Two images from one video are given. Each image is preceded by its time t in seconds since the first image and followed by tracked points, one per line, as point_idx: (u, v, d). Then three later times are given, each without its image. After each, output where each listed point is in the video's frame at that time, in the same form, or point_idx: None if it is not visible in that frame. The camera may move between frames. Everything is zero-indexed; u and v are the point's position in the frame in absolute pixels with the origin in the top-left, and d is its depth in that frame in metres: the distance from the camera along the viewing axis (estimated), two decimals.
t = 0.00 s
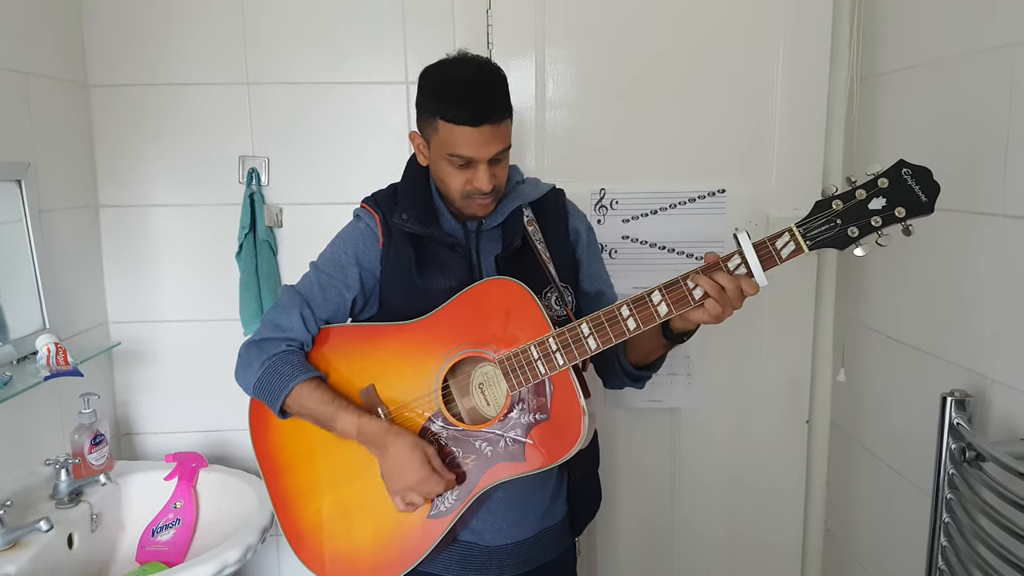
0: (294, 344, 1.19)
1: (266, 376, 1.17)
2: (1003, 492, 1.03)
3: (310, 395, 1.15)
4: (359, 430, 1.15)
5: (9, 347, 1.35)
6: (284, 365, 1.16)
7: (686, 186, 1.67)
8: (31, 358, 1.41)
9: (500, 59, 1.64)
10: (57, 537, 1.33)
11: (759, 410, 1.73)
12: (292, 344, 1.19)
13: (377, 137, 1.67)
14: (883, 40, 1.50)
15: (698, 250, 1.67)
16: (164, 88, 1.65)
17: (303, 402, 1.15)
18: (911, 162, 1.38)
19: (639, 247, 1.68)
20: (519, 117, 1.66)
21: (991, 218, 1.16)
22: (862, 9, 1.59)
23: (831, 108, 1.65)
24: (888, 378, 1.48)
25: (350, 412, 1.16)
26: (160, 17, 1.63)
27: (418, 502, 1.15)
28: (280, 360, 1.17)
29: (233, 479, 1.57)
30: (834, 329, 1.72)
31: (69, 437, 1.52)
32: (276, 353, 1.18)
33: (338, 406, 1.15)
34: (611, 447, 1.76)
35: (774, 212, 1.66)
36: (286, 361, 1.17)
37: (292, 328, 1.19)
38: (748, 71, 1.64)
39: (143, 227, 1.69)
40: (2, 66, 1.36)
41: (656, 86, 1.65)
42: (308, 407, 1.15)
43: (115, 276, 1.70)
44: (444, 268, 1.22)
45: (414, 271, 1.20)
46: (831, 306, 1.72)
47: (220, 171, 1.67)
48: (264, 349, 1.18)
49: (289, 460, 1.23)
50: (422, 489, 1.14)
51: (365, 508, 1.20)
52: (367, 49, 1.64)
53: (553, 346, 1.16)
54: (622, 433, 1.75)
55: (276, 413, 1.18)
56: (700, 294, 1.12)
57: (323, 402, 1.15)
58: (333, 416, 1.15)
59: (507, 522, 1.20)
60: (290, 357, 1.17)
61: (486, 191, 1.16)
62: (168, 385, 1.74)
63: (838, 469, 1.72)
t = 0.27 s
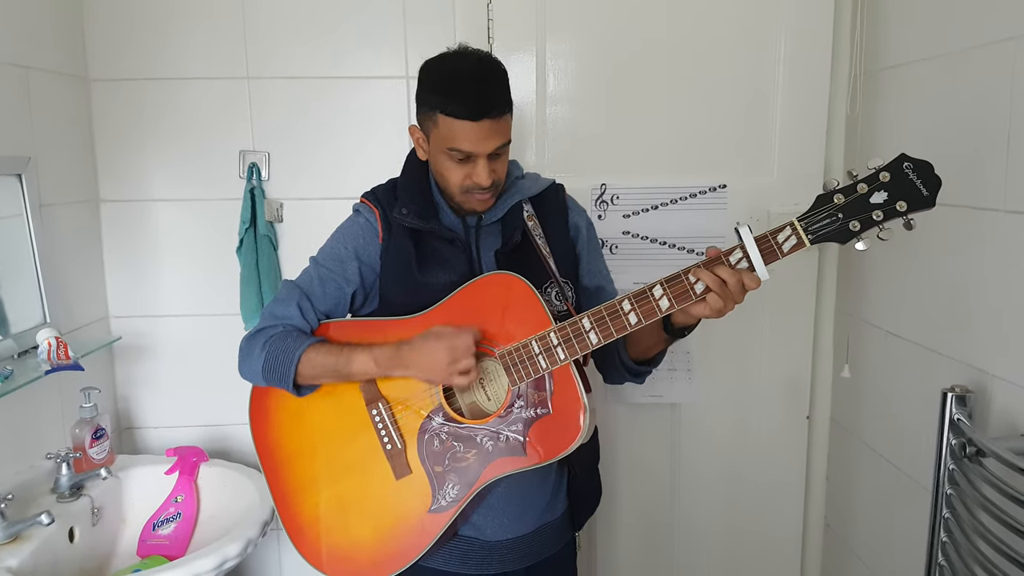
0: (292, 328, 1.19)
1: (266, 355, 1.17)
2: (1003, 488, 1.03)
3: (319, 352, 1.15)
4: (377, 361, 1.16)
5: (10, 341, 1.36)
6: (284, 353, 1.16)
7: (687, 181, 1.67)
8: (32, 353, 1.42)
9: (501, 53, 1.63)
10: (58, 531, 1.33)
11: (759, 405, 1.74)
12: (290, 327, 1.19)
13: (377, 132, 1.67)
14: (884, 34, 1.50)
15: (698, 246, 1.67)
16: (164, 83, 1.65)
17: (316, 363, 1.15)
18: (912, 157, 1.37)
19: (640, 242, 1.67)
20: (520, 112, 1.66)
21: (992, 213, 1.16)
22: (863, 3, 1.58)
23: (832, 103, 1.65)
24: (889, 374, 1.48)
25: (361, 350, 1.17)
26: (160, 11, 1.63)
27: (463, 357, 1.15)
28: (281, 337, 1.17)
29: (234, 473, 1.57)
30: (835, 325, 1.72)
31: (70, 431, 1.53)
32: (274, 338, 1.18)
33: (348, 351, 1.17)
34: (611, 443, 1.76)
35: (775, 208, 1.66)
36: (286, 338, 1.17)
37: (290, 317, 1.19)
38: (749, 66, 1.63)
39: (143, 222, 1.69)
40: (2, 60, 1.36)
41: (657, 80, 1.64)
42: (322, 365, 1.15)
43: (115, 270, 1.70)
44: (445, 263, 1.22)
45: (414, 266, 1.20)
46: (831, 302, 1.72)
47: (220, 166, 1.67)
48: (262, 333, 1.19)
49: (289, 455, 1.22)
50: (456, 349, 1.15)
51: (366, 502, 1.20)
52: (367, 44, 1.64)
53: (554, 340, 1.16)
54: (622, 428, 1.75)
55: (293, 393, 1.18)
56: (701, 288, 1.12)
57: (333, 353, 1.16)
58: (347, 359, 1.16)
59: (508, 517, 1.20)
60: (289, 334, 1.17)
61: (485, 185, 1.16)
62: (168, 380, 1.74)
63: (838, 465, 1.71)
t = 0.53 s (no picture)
0: (294, 335, 1.19)
1: (266, 361, 1.16)
2: (1002, 484, 1.03)
3: (313, 379, 1.14)
4: (364, 409, 1.15)
5: (8, 340, 1.35)
6: (284, 355, 1.16)
7: (686, 178, 1.67)
8: (31, 351, 1.42)
9: (500, 50, 1.63)
10: (57, 529, 1.33)
11: (759, 402, 1.74)
12: (293, 333, 1.19)
13: (376, 129, 1.67)
14: (883, 30, 1.50)
15: (698, 242, 1.67)
16: (163, 80, 1.65)
17: (306, 388, 1.15)
18: (911, 153, 1.37)
19: (639, 239, 1.67)
20: (519, 108, 1.65)
21: (991, 209, 1.16)
22: None
23: (831, 99, 1.65)
24: (888, 370, 1.48)
25: (354, 392, 1.16)
26: (158, 8, 1.63)
27: (430, 478, 1.14)
28: (281, 348, 1.16)
29: (233, 471, 1.57)
30: (834, 321, 1.72)
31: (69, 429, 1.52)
32: (276, 343, 1.18)
33: (341, 389, 1.15)
34: (610, 439, 1.76)
35: (775, 204, 1.66)
36: (287, 349, 1.16)
37: (291, 319, 1.19)
38: (748, 62, 1.63)
39: (142, 220, 1.69)
40: None
41: (656, 77, 1.64)
42: (310, 393, 1.15)
43: (114, 268, 1.70)
44: (445, 260, 1.22)
45: (414, 263, 1.20)
46: (831, 298, 1.72)
47: (219, 163, 1.67)
48: (264, 340, 1.18)
49: (289, 453, 1.22)
50: (434, 463, 1.13)
51: (365, 501, 1.20)
52: (366, 40, 1.63)
53: (555, 337, 1.16)
54: (622, 425, 1.75)
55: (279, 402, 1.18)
56: (702, 285, 1.12)
57: (327, 387, 1.15)
58: (337, 398, 1.15)
59: (507, 515, 1.20)
60: (290, 346, 1.17)
61: (487, 181, 1.16)
62: (168, 378, 1.74)
63: (837, 461, 1.71)
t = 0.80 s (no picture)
0: (290, 327, 1.19)
1: (265, 360, 1.16)
2: (1003, 483, 1.03)
3: (320, 352, 1.15)
4: (377, 360, 1.16)
5: (8, 341, 1.35)
6: (282, 353, 1.16)
7: (685, 177, 1.67)
8: (31, 352, 1.42)
9: (499, 50, 1.63)
10: (57, 530, 1.33)
11: (759, 401, 1.73)
12: (289, 327, 1.19)
13: (376, 129, 1.67)
14: (883, 29, 1.50)
15: (698, 242, 1.67)
16: (163, 80, 1.65)
17: (315, 363, 1.15)
18: (911, 152, 1.37)
19: (639, 238, 1.67)
20: (519, 108, 1.65)
21: (991, 208, 1.16)
22: None
23: (830, 98, 1.65)
24: (888, 368, 1.48)
25: (363, 351, 1.17)
26: (158, 9, 1.63)
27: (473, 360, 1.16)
28: (280, 337, 1.17)
29: (233, 471, 1.57)
30: (834, 320, 1.71)
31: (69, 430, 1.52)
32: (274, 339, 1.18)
33: (347, 352, 1.16)
34: (611, 439, 1.76)
35: (774, 203, 1.66)
36: (286, 337, 1.17)
37: (288, 315, 1.19)
38: (748, 61, 1.63)
39: (142, 221, 1.69)
40: None
41: (655, 76, 1.64)
42: (322, 366, 1.15)
43: (114, 269, 1.70)
44: (443, 260, 1.22)
45: (413, 263, 1.19)
46: (831, 297, 1.71)
47: (219, 163, 1.67)
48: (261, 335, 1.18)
49: (289, 455, 1.22)
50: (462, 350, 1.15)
51: (365, 502, 1.20)
52: (365, 40, 1.64)
53: (556, 337, 1.16)
54: (622, 425, 1.75)
55: (290, 392, 1.18)
56: (702, 283, 1.12)
57: (333, 353, 1.15)
58: (348, 359, 1.16)
59: (508, 515, 1.20)
60: (287, 333, 1.17)
61: (488, 182, 1.16)
62: (168, 378, 1.74)
63: (838, 460, 1.71)
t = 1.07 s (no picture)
0: (293, 339, 1.18)
1: (266, 369, 1.16)
2: (1002, 482, 1.03)
3: (312, 386, 1.14)
4: (363, 414, 1.14)
5: (6, 343, 1.35)
6: (284, 362, 1.15)
7: (684, 178, 1.67)
8: (28, 354, 1.41)
9: (498, 51, 1.63)
10: (56, 532, 1.32)
11: (758, 402, 1.74)
12: (291, 337, 1.18)
13: (374, 130, 1.66)
14: (881, 29, 1.50)
15: (696, 243, 1.67)
16: (161, 82, 1.64)
17: (305, 394, 1.14)
18: (909, 152, 1.38)
19: (638, 239, 1.67)
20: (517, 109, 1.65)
21: (989, 208, 1.16)
22: None
23: (829, 98, 1.65)
24: (887, 369, 1.48)
25: (354, 398, 1.15)
26: (156, 10, 1.63)
27: (431, 483, 1.15)
28: (280, 354, 1.16)
29: (232, 473, 1.57)
30: (833, 321, 1.72)
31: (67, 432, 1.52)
32: (276, 349, 1.17)
33: (340, 396, 1.14)
34: (610, 440, 1.76)
35: (773, 204, 1.66)
36: (286, 356, 1.16)
37: (289, 323, 1.18)
38: (746, 62, 1.63)
39: (140, 222, 1.69)
40: None
41: (654, 77, 1.65)
42: (310, 400, 1.14)
43: (112, 270, 1.70)
44: (442, 260, 1.22)
45: (412, 264, 1.19)
46: (829, 297, 1.72)
47: (217, 165, 1.67)
48: (262, 344, 1.17)
49: (288, 457, 1.22)
50: (436, 469, 1.14)
51: (365, 504, 1.20)
52: (363, 41, 1.63)
53: (556, 338, 1.16)
54: (621, 426, 1.75)
55: (277, 409, 1.18)
56: (701, 284, 1.12)
57: (325, 393, 1.14)
58: (336, 404, 1.14)
59: (508, 516, 1.21)
60: (289, 352, 1.16)
61: (489, 183, 1.17)
62: (166, 380, 1.73)
63: (836, 460, 1.71)
